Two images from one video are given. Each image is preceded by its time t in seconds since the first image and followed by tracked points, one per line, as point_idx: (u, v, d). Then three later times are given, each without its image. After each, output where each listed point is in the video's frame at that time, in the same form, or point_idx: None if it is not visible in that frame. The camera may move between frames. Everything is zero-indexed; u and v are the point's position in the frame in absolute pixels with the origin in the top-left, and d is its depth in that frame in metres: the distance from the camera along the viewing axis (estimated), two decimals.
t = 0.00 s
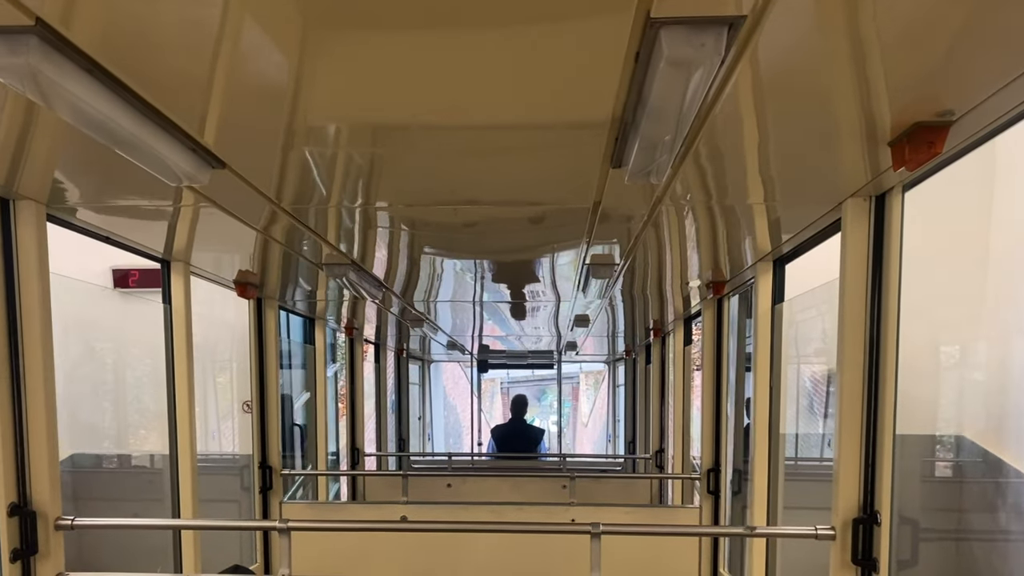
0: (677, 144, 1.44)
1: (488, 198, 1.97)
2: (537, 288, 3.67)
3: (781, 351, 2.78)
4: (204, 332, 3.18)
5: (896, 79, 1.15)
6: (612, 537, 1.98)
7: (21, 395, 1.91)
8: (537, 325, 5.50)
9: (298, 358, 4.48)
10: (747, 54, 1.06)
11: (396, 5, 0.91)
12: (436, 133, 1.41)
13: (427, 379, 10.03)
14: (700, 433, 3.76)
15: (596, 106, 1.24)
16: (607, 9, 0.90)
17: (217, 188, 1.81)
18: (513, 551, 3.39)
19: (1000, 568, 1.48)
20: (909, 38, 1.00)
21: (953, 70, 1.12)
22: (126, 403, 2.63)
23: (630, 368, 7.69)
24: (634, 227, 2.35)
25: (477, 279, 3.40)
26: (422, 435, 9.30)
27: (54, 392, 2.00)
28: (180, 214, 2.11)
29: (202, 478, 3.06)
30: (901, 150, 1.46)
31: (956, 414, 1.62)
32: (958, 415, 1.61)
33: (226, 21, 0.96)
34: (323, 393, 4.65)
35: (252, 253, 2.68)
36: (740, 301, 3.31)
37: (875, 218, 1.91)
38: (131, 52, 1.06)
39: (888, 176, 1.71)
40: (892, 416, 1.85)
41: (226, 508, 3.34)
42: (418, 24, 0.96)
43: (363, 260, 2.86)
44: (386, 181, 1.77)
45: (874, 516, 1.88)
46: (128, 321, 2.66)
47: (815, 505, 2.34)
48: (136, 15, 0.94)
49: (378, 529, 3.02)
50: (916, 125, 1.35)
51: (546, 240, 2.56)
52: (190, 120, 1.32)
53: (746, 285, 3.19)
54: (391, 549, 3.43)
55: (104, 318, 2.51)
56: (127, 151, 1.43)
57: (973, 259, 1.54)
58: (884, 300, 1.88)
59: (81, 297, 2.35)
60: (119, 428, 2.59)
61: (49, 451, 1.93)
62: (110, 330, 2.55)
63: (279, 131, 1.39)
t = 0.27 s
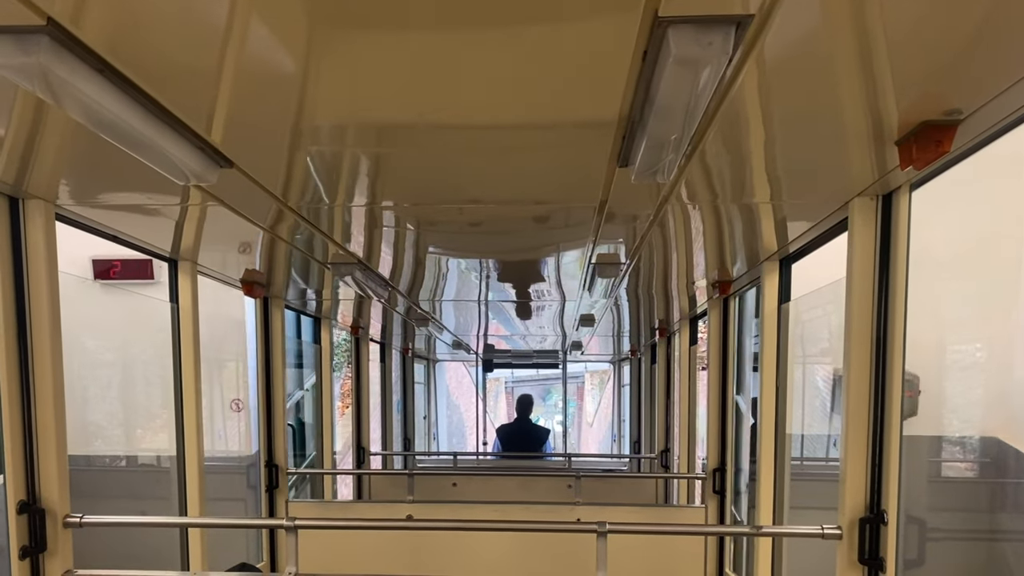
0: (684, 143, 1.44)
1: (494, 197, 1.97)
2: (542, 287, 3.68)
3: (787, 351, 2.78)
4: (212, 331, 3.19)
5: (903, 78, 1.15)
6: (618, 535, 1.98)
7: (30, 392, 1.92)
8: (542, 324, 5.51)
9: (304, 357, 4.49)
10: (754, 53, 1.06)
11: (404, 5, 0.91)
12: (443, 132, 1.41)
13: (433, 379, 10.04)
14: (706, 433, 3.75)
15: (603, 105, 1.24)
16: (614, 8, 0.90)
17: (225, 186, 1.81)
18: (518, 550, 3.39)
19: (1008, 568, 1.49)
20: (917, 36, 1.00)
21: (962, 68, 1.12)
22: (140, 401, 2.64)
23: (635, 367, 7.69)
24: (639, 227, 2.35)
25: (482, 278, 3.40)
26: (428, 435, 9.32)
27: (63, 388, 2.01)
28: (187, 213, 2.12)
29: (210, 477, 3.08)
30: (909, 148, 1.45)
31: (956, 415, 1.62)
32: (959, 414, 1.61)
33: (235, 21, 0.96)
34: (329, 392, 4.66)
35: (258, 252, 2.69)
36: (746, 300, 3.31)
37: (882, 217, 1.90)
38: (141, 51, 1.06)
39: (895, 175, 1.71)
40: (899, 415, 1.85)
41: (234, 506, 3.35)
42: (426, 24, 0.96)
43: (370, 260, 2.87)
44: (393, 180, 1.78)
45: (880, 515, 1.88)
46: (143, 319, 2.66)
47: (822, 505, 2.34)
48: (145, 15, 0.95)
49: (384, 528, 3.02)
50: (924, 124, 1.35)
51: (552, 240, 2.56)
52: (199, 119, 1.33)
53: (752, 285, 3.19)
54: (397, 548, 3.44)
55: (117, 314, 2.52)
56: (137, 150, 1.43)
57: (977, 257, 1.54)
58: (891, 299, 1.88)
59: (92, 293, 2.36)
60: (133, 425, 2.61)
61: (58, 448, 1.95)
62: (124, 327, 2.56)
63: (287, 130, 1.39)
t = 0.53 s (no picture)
0: (688, 142, 1.44)
1: (498, 197, 1.97)
2: (547, 287, 3.68)
3: (793, 350, 2.77)
4: (218, 330, 3.21)
5: (908, 76, 1.14)
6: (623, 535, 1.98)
7: (38, 390, 1.93)
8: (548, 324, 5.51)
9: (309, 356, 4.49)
10: (758, 52, 1.05)
11: (408, 5, 0.91)
12: (446, 132, 1.41)
13: (439, 378, 10.04)
14: (711, 433, 3.74)
15: (606, 105, 1.24)
16: (619, 7, 0.90)
17: (230, 186, 1.82)
18: (522, 550, 3.39)
19: None
20: (921, 35, 1.00)
21: (966, 67, 1.12)
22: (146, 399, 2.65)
23: (640, 367, 7.68)
24: (644, 226, 2.35)
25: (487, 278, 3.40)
26: (433, 434, 9.33)
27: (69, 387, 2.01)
28: (193, 212, 2.13)
29: (215, 475, 3.09)
30: (913, 147, 1.45)
31: (966, 412, 1.63)
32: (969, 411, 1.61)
33: (239, 22, 0.96)
34: (334, 392, 4.67)
35: (264, 251, 2.69)
36: (752, 300, 3.30)
37: (887, 216, 1.90)
38: (146, 51, 1.06)
39: (901, 173, 1.70)
40: (904, 415, 1.84)
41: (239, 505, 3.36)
42: (430, 24, 0.97)
43: (375, 259, 2.88)
44: (397, 179, 1.78)
45: (885, 516, 1.87)
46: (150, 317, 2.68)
47: (827, 505, 2.34)
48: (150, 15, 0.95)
49: (390, 527, 3.03)
50: (929, 123, 1.35)
51: (557, 240, 2.56)
52: (204, 119, 1.33)
53: (758, 284, 3.18)
54: (403, 547, 3.45)
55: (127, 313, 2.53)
56: (142, 150, 1.44)
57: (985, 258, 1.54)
58: (896, 298, 1.87)
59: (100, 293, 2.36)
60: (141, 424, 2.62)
61: (64, 446, 1.95)
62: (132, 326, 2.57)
63: (292, 130, 1.39)
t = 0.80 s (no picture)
0: (692, 140, 1.43)
1: (502, 196, 1.97)
2: (552, 286, 3.67)
3: (799, 350, 2.76)
4: (223, 330, 3.21)
5: (913, 73, 1.14)
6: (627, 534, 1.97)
7: (43, 390, 1.93)
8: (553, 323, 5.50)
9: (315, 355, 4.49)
10: (762, 50, 1.05)
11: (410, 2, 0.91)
12: (450, 131, 1.41)
13: (444, 378, 10.04)
14: (717, 433, 3.73)
15: (610, 104, 1.24)
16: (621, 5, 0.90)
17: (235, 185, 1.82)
18: (527, 549, 3.38)
19: None
20: (927, 32, 0.99)
21: (973, 65, 1.11)
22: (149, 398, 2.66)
23: (645, 367, 7.67)
24: (649, 225, 2.34)
25: (492, 277, 3.40)
26: (438, 434, 9.32)
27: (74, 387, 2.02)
28: (197, 211, 2.13)
29: (220, 475, 3.09)
30: (919, 145, 1.44)
31: (973, 411, 1.62)
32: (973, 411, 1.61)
33: (242, 20, 0.96)
34: (339, 391, 4.67)
35: (269, 250, 2.70)
36: (757, 299, 3.29)
37: (893, 214, 1.89)
38: (150, 50, 1.06)
39: (907, 172, 1.69)
40: (910, 415, 1.83)
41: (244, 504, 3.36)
42: (433, 23, 0.96)
43: (380, 258, 2.87)
44: (401, 178, 1.77)
45: (891, 516, 1.86)
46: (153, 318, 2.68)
47: (833, 506, 2.33)
48: (154, 14, 0.95)
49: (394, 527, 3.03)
50: (934, 120, 1.34)
51: (562, 239, 2.56)
52: (207, 117, 1.33)
53: (763, 284, 3.17)
54: (408, 546, 3.45)
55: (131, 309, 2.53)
56: (146, 148, 1.44)
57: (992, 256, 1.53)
58: (902, 297, 1.86)
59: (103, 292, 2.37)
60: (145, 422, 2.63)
61: (68, 445, 1.96)
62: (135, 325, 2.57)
63: (295, 129, 1.39)
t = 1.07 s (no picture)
0: (700, 137, 1.42)
1: (508, 194, 1.96)
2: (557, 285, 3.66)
3: (806, 349, 2.75)
4: (229, 328, 3.21)
5: (923, 69, 1.13)
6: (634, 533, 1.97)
7: (49, 388, 1.94)
8: (558, 322, 5.49)
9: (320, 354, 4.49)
10: (771, 45, 1.04)
11: None
12: (456, 129, 1.41)
13: (449, 377, 10.03)
14: (723, 432, 3.72)
15: (617, 101, 1.23)
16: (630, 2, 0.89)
17: (241, 182, 1.82)
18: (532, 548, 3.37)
19: None
20: (938, 26, 0.98)
21: (984, 60, 1.10)
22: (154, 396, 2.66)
23: (651, 367, 7.66)
24: (655, 224, 2.34)
25: (497, 275, 3.39)
26: (443, 433, 9.32)
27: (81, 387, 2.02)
28: (203, 209, 2.13)
29: (226, 473, 3.09)
30: (929, 141, 1.43)
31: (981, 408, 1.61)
32: (982, 410, 1.60)
33: (249, 17, 0.96)
34: (344, 390, 4.67)
35: (274, 248, 2.69)
36: (764, 298, 3.28)
37: (901, 212, 1.87)
38: (157, 46, 1.06)
39: (916, 169, 1.68)
40: (918, 413, 1.83)
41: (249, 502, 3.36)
42: (441, 20, 0.96)
43: (385, 257, 2.87)
44: (407, 176, 1.77)
45: (899, 515, 1.85)
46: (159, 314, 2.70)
47: (841, 505, 2.32)
48: (161, 11, 0.95)
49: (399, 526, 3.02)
50: (944, 116, 1.33)
51: (568, 237, 2.55)
52: (214, 114, 1.33)
53: (770, 282, 3.16)
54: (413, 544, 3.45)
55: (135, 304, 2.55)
56: (152, 144, 1.44)
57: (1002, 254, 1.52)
58: (910, 295, 1.85)
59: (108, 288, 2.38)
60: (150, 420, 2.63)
61: (75, 442, 1.96)
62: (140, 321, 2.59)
63: (301, 127, 1.39)
